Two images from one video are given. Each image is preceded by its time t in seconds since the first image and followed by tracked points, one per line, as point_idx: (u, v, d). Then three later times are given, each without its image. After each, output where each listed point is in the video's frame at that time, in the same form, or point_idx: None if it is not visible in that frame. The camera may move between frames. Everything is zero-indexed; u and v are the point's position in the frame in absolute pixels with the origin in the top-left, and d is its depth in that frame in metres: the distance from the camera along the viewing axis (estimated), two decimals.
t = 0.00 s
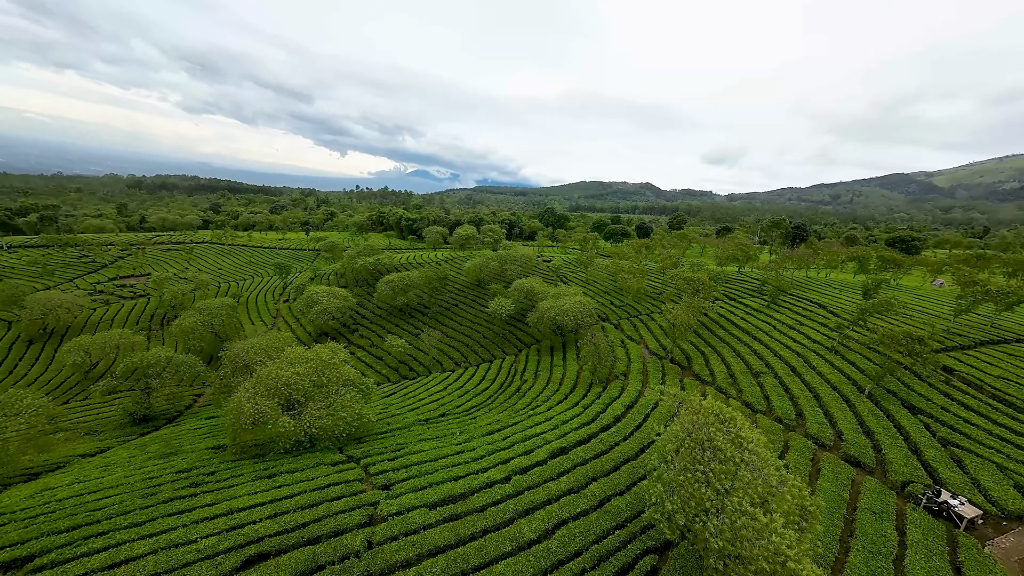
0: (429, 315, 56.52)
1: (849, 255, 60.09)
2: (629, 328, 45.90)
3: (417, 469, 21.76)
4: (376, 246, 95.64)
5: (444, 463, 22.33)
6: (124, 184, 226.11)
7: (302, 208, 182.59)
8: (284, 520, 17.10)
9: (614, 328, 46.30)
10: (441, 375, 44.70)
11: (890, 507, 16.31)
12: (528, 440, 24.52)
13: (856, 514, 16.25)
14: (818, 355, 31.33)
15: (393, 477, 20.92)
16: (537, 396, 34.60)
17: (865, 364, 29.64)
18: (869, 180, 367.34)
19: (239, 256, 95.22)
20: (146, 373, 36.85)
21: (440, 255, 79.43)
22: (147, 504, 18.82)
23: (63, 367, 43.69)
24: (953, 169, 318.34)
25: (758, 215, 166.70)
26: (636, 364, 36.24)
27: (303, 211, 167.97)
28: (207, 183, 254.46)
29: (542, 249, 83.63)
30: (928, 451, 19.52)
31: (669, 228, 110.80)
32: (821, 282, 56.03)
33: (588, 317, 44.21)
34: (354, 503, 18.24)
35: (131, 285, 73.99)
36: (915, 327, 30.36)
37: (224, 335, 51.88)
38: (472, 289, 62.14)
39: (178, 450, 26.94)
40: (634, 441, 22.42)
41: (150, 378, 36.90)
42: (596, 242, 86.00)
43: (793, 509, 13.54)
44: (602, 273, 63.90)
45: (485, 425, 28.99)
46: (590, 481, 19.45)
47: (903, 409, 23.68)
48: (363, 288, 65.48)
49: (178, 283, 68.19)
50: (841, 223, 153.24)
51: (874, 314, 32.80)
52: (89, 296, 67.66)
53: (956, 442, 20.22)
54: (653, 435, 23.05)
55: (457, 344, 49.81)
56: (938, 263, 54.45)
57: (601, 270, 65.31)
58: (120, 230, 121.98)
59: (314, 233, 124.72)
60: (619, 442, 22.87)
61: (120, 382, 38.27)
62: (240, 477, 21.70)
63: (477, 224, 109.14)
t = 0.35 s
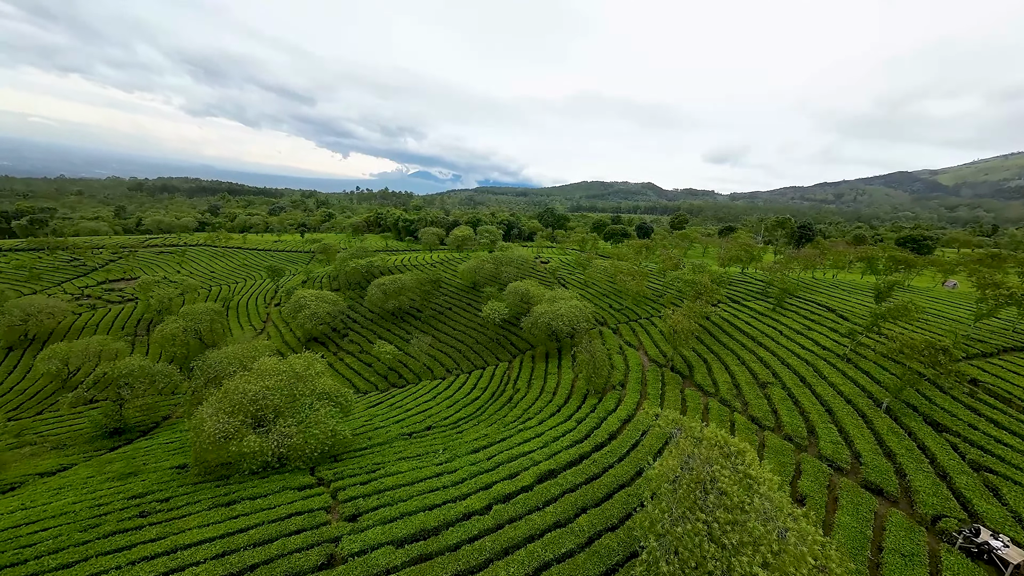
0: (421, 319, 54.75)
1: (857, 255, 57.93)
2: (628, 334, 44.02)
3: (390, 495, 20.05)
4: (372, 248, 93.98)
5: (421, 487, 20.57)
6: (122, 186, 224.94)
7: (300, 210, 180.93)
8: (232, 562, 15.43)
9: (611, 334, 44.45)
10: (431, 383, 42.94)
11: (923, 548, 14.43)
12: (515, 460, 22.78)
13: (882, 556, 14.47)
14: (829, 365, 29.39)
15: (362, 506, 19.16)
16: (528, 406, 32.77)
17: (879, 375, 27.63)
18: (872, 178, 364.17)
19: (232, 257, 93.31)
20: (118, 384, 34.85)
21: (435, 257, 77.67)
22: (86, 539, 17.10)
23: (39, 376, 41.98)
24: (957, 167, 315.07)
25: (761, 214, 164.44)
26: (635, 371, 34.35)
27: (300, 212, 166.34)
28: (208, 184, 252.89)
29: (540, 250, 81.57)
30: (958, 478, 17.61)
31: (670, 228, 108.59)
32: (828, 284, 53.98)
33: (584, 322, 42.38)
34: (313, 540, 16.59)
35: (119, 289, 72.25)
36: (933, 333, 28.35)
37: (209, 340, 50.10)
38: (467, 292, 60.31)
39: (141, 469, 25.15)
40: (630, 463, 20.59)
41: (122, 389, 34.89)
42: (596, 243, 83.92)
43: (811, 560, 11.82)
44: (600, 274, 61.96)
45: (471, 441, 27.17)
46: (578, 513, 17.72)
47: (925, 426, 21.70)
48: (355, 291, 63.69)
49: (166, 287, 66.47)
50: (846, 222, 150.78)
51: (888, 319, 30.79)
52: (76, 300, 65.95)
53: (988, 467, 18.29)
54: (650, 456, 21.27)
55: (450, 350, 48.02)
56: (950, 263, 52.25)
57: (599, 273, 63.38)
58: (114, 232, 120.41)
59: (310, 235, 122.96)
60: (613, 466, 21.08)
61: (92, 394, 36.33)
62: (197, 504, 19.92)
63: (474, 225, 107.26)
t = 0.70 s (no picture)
0: (412, 325, 52.77)
1: (865, 256, 55.74)
2: (626, 342, 42.03)
3: (354, 530, 18.17)
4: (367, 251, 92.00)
5: (389, 519, 18.65)
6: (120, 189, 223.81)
7: (298, 212, 179.27)
8: None
9: (607, 342, 42.44)
10: (419, 393, 41.06)
11: None
12: (498, 486, 20.92)
13: None
14: (842, 378, 27.34)
15: (322, 543, 17.23)
16: (518, 420, 30.82)
17: (896, 388, 25.50)
18: (874, 177, 361.46)
19: (223, 258, 91.15)
20: (83, 399, 32.52)
21: (430, 259, 75.75)
22: None
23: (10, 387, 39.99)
24: (961, 165, 312.25)
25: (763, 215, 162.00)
26: (632, 382, 32.31)
27: (296, 214, 164.41)
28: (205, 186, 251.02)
29: (538, 252, 79.48)
30: (997, 517, 15.62)
31: (671, 228, 106.35)
32: (835, 286, 51.91)
33: (580, 329, 40.42)
34: None
35: (105, 293, 70.28)
36: (955, 342, 26.21)
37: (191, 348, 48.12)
38: (460, 296, 58.36)
39: (95, 493, 23.15)
40: (624, 493, 18.58)
41: (87, 404, 32.54)
42: (595, 245, 81.77)
43: None
44: (599, 276, 59.82)
45: (454, 461, 25.26)
46: (564, 555, 15.94)
47: (953, 448, 19.61)
48: (346, 295, 61.75)
49: (152, 291, 64.55)
50: (849, 221, 148.50)
51: (904, 325, 28.67)
52: (59, 306, 63.96)
53: None
54: (647, 483, 19.33)
55: (440, 358, 46.10)
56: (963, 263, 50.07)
57: (597, 275, 61.26)
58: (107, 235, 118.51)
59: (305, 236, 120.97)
60: (607, 495, 19.12)
61: (59, 408, 34.24)
62: (139, 541, 17.93)
63: (471, 226, 105.35)
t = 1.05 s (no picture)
0: (401, 333, 50.82)
1: (872, 257, 53.65)
2: (623, 350, 40.06)
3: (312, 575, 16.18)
4: (360, 254, 89.97)
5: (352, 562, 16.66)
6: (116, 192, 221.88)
7: (293, 213, 177.21)
8: None
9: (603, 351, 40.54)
10: (406, 405, 39.16)
11: None
12: (476, 519, 18.92)
13: None
14: (855, 392, 25.38)
15: None
16: (506, 437, 28.80)
17: (917, 406, 23.53)
18: (875, 176, 359.23)
19: (212, 261, 88.86)
20: (43, 415, 30.21)
21: (423, 262, 73.80)
22: None
23: None
24: (962, 163, 310.17)
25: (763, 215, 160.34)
26: (629, 395, 30.31)
27: (291, 216, 162.28)
28: (201, 188, 248.93)
29: (534, 255, 77.35)
30: None
31: (671, 229, 104.12)
32: (842, 288, 49.88)
33: (574, 336, 38.43)
34: None
35: (87, 299, 68.20)
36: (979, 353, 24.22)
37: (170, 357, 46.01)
38: (452, 300, 56.38)
39: (36, 525, 21.03)
40: (620, 530, 16.56)
41: (47, 421, 30.23)
42: (593, 246, 79.58)
43: None
44: (596, 280, 57.78)
45: (433, 485, 23.30)
46: None
47: (987, 477, 17.61)
48: (335, 300, 59.78)
49: (135, 297, 62.48)
50: (851, 221, 146.38)
51: (922, 334, 26.67)
52: (39, 313, 61.89)
53: None
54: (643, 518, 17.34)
55: (428, 368, 44.18)
56: (975, 264, 48.01)
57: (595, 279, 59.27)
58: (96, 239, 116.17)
59: (299, 239, 118.84)
60: (600, 534, 17.10)
61: (20, 425, 32.09)
62: None
63: (467, 228, 103.29)
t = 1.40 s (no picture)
0: (388, 340, 48.73)
1: (879, 258, 51.55)
2: (619, 360, 37.95)
3: None
4: (351, 258, 87.78)
5: None
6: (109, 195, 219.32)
7: (287, 216, 174.79)
8: None
9: (598, 361, 38.48)
10: (389, 420, 37.12)
11: None
12: (449, 562, 16.92)
13: None
14: (872, 411, 23.43)
15: None
16: (491, 458, 26.77)
17: (940, 428, 21.46)
18: (875, 174, 357.18)
19: (200, 264, 86.34)
20: None
21: (415, 266, 71.69)
22: None
23: None
24: (962, 161, 308.80)
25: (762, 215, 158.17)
26: (624, 411, 28.27)
27: (285, 218, 159.95)
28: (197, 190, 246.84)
29: (530, 257, 75.20)
30: None
31: (671, 230, 101.91)
32: (848, 291, 47.84)
33: (567, 345, 36.35)
34: None
35: (67, 306, 65.89)
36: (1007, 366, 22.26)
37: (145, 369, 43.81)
38: (443, 306, 54.29)
39: None
40: (610, 573, 14.22)
41: None
42: (590, 247, 77.28)
43: None
44: (592, 283, 55.66)
45: (407, 517, 21.23)
46: None
47: None
48: (322, 306, 57.65)
49: (114, 304, 60.23)
50: (853, 220, 143.85)
51: (943, 345, 24.70)
52: (16, 322, 59.64)
53: None
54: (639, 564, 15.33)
55: (415, 379, 42.14)
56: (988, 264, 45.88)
57: (591, 283, 57.09)
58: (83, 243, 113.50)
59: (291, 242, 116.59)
60: None
61: None
62: None
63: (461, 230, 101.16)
